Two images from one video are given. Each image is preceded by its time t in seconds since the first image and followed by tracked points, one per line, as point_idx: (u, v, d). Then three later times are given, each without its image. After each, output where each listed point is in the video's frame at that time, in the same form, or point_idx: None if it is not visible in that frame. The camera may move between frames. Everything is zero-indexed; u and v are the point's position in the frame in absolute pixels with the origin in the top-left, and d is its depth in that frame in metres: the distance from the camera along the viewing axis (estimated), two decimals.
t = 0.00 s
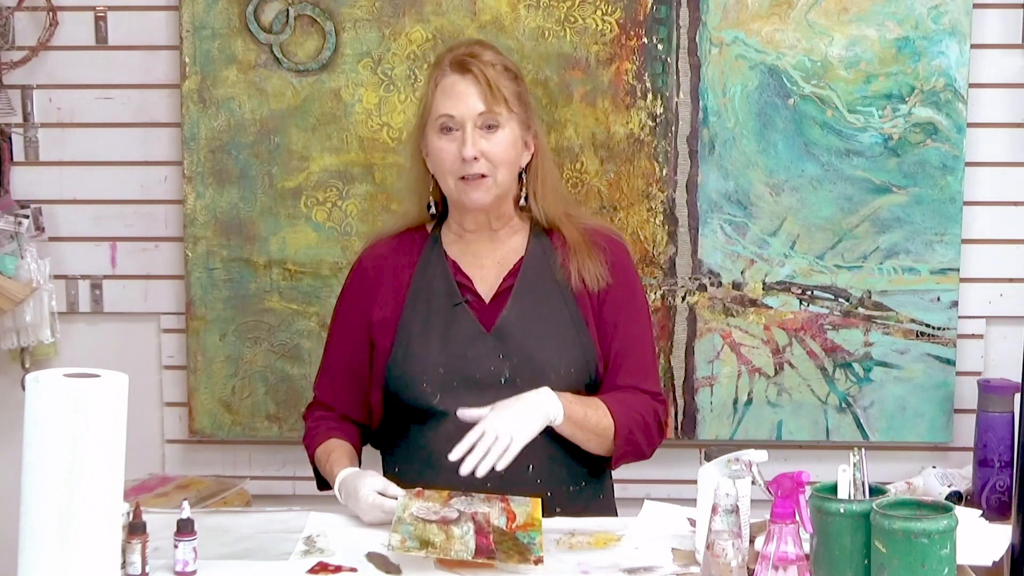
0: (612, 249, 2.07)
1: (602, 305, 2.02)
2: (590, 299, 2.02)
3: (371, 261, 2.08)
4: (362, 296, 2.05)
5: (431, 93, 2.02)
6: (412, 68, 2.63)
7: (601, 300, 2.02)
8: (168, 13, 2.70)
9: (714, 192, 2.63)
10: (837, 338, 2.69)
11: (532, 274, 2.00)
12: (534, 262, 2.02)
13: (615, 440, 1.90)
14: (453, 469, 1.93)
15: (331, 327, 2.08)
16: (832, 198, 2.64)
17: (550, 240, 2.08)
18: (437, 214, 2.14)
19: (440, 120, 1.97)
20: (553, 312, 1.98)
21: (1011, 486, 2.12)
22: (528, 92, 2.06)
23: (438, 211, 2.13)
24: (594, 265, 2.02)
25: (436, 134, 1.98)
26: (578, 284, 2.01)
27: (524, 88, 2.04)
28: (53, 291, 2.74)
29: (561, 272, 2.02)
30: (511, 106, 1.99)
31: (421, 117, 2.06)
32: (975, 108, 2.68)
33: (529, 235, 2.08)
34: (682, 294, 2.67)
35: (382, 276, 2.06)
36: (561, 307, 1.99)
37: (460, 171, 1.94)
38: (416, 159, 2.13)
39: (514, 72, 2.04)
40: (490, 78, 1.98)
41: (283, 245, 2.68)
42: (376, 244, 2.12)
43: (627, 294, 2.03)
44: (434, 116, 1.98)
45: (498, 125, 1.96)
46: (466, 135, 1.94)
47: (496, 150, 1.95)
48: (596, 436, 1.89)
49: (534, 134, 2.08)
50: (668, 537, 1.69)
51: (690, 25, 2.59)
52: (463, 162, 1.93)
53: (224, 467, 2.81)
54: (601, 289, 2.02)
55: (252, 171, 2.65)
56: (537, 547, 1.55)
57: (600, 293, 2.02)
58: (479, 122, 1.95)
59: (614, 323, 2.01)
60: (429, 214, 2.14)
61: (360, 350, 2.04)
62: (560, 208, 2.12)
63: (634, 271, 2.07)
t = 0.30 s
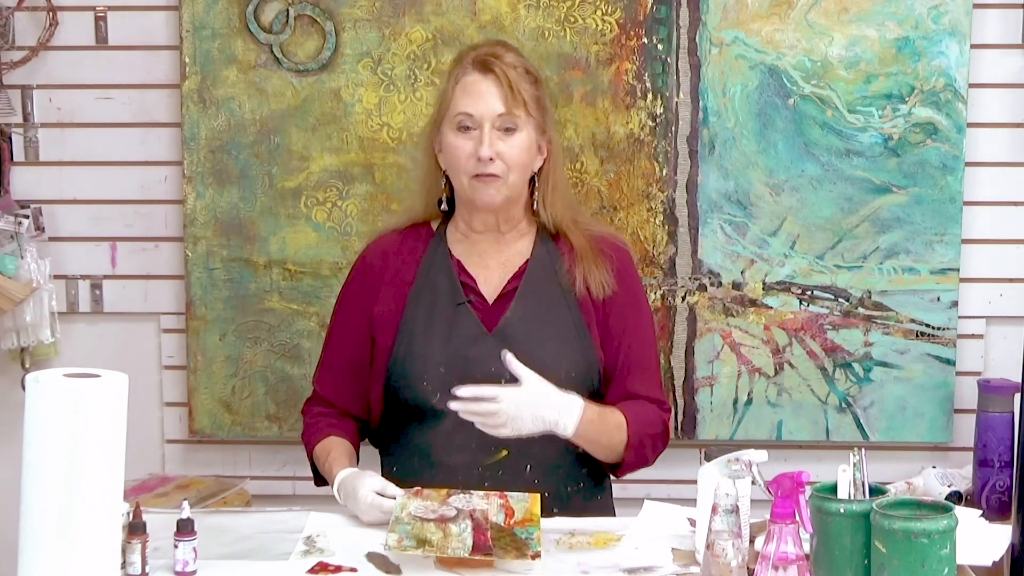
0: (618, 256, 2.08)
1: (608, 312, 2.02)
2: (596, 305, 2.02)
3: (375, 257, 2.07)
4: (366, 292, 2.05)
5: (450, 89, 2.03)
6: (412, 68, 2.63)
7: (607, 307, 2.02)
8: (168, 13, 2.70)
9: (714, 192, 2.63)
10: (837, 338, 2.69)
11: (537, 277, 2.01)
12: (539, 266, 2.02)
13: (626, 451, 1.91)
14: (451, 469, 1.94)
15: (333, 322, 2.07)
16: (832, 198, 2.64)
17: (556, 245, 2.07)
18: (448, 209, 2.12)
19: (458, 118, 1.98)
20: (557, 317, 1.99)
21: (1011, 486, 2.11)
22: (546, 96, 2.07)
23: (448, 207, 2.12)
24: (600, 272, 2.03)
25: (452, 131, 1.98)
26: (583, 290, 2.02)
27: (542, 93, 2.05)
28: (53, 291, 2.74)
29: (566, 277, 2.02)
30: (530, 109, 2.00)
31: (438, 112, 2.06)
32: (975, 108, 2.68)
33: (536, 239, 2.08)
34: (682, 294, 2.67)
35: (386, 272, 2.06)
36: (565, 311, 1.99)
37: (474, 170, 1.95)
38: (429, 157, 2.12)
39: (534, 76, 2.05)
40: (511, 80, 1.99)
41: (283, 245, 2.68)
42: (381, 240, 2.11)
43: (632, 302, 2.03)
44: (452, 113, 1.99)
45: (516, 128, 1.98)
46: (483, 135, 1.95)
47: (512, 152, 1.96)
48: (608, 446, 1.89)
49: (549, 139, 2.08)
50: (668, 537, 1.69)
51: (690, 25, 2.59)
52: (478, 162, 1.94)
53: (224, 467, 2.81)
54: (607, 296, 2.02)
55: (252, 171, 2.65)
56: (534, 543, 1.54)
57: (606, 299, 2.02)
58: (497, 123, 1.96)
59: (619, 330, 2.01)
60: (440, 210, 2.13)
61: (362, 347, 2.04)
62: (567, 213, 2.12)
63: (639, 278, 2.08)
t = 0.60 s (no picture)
0: (618, 255, 2.10)
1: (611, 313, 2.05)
2: (598, 306, 2.05)
3: (375, 254, 2.07)
4: (365, 290, 2.05)
5: (453, 86, 2.02)
6: (412, 68, 2.62)
7: (609, 307, 2.05)
8: (168, 13, 2.70)
9: (714, 192, 2.64)
10: (837, 338, 2.69)
11: (539, 278, 2.01)
12: (541, 266, 2.02)
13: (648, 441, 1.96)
14: (451, 469, 1.93)
15: (332, 319, 2.07)
16: (832, 198, 2.64)
17: (558, 245, 2.08)
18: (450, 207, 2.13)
19: (460, 115, 1.97)
20: (558, 318, 1.99)
21: (1011, 486, 2.12)
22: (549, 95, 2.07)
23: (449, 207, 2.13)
24: (602, 273, 2.05)
25: (455, 127, 1.98)
26: (586, 291, 2.03)
27: (545, 92, 2.06)
28: (53, 291, 2.74)
29: (568, 278, 2.03)
30: (533, 108, 2.01)
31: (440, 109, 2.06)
32: (975, 108, 2.68)
33: (536, 238, 2.08)
34: (682, 294, 2.67)
35: (386, 269, 2.06)
36: (566, 311, 2.00)
37: (476, 167, 1.94)
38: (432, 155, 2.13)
39: (536, 75, 2.05)
40: (515, 78, 1.99)
41: (283, 245, 2.68)
42: (380, 237, 2.11)
43: (634, 302, 2.07)
44: (455, 109, 1.98)
45: (518, 126, 1.98)
46: (486, 132, 1.94)
47: (515, 150, 1.95)
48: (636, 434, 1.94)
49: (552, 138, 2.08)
50: (668, 537, 1.69)
51: (690, 25, 2.59)
52: (481, 158, 1.93)
53: (224, 467, 2.81)
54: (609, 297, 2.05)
55: (252, 171, 2.65)
56: (537, 545, 1.56)
57: (608, 300, 2.05)
58: (500, 120, 1.96)
59: (623, 330, 2.04)
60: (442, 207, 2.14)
61: (362, 345, 2.04)
62: (570, 212, 2.12)
63: (639, 277, 2.11)
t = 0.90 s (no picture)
0: (610, 248, 2.09)
1: (605, 306, 2.04)
2: (592, 300, 2.03)
3: (369, 259, 2.08)
4: (360, 295, 2.05)
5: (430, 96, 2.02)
6: (412, 68, 2.62)
7: (603, 300, 2.04)
8: (168, 13, 2.70)
9: (714, 192, 2.63)
10: (837, 338, 2.69)
11: (533, 276, 2.01)
12: (534, 264, 2.02)
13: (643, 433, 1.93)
14: (451, 469, 1.93)
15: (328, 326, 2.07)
16: (832, 198, 2.64)
17: (550, 241, 2.08)
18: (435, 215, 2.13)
19: (442, 125, 1.97)
20: (553, 315, 1.99)
21: (1011, 486, 2.12)
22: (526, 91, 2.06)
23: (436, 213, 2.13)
24: (593, 267, 2.04)
25: (438, 137, 1.98)
26: (579, 285, 2.02)
27: (523, 88, 2.04)
28: (53, 291, 2.74)
29: (561, 274, 2.03)
30: (512, 107, 1.99)
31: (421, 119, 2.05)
32: (975, 108, 2.68)
33: (529, 237, 2.08)
34: (682, 294, 2.67)
35: (382, 274, 2.06)
36: (560, 307, 2.00)
37: (464, 175, 1.94)
38: (414, 159, 2.12)
39: (512, 73, 2.04)
40: (490, 80, 1.98)
41: (283, 245, 2.68)
42: (374, 243, 2.12)
43: (627, 294, 2.05)
44: (436, 121, 1.98)
45: (500, 127, 1.97)
46: (469, 139, 1.94)
47: (500, 152, 1.95)
48: (625, 433, 1.92)
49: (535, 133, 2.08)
50: (668, 537, 1.69)
51: (690, 25, 2.59)
52: (467, 166, 1.93)
53: (224, 467, 2.81)
54: (602, 290, 2.04)
55: (252, 171, 2.65)
56: (534, 537, 1.54)
57: (601, 293, 2.03)
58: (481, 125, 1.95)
59: (617, 324, 2.03)
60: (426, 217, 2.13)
61: (359, 349, 2.04)
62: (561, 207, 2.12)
63: (634, 271, 2.10)
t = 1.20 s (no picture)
0: (610, 251, 2.09)
1: (603, 308, 2.04)
2: (590, 302, 2.03)
3: (369, 258, 2.08)
4: (358, 294, 2.05)
5: (433, 93, 2.01)
6: (412, 68, 2.63)
7: (601, 303, 2.03)
8: (168, 13, 2.70)
9: (714, 192, 2.63)
10: (836, 338, 2.69)
11: (531, 277, 2.01)
12: (533, 264, 2.02)
13: (625, 450, 1.93)
14: (449, 469, 1.93)
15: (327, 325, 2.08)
16: (832, 198, 2.64)
17: (550, 242, 2.08)
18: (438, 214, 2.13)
19: (443, 122, 1.96)
20: (551, 316, 1.99)
21: (1011, 486, 2.12)
22: (529, 91, 2.05)
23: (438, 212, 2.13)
24: (592, 268, 2.04)
25: (439, 135, 1.97)
26: (577, 287, 2.02)
27: (525, 88, 2.04)
28: (53, 291, 2.74)
29: (559, 275, 2.03)
30: (514, 106, 1.99)
31: (422, 117, 2.05)
32: (975, 108, 2.68)
33: (528, 237, 2.08)
34: (682, 294, 2.67)
35: (381, 273, 2.06)
36: (558, 309, 2.00)
37: (464, 173, 1.94)
38: (415, 159, 2.12)
39: (515, 72, 2.03)
40: (493, 79, 1.97)
41: (283, 245, 2.68)
42: (374, 241, 2.12)
43: (624, 298, 2.05)
44: (437, 118, 1.98)
45: (502, 127, 1.97)
46: (470, 137, 1.94)
47: (501, 151, 1.95)
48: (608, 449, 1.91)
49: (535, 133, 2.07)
50: (668, 537, 1.69)
51: (690, 25, 2.59)
52: (467, 165, 1.93)
53: (224, 467, 2.81)
54: (600, 293, 2.03)
55: (252, 171, 2.65)
56: (533, 539, 1.54)
57: (599, 295, 2.03)
58: (483, 124, 1.95)
59: (615, 328, 2.03)
60: (428, 215, 2.13)
61: (357, 349, 2.04)
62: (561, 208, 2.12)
63: (633, 275, 2.10)
